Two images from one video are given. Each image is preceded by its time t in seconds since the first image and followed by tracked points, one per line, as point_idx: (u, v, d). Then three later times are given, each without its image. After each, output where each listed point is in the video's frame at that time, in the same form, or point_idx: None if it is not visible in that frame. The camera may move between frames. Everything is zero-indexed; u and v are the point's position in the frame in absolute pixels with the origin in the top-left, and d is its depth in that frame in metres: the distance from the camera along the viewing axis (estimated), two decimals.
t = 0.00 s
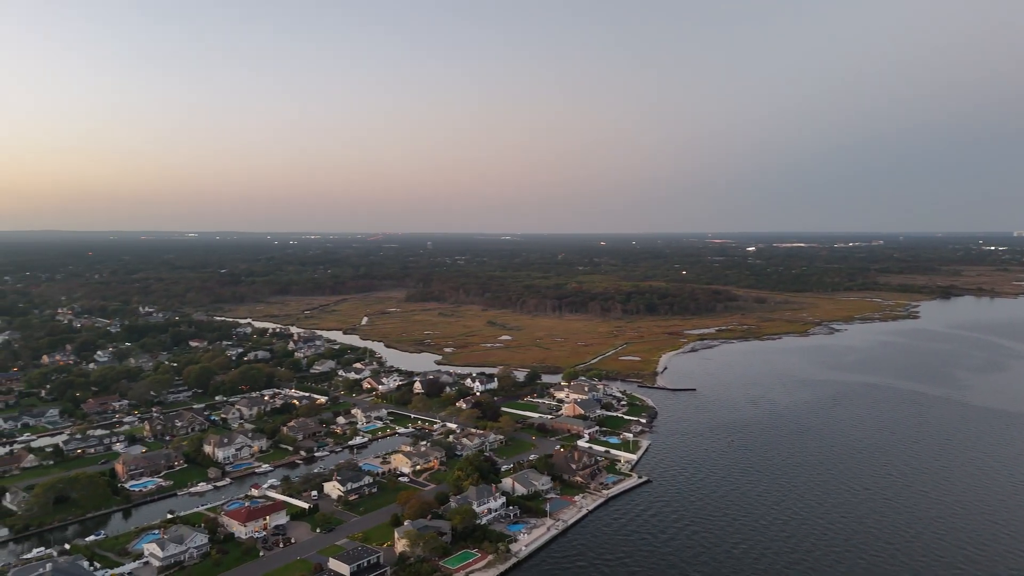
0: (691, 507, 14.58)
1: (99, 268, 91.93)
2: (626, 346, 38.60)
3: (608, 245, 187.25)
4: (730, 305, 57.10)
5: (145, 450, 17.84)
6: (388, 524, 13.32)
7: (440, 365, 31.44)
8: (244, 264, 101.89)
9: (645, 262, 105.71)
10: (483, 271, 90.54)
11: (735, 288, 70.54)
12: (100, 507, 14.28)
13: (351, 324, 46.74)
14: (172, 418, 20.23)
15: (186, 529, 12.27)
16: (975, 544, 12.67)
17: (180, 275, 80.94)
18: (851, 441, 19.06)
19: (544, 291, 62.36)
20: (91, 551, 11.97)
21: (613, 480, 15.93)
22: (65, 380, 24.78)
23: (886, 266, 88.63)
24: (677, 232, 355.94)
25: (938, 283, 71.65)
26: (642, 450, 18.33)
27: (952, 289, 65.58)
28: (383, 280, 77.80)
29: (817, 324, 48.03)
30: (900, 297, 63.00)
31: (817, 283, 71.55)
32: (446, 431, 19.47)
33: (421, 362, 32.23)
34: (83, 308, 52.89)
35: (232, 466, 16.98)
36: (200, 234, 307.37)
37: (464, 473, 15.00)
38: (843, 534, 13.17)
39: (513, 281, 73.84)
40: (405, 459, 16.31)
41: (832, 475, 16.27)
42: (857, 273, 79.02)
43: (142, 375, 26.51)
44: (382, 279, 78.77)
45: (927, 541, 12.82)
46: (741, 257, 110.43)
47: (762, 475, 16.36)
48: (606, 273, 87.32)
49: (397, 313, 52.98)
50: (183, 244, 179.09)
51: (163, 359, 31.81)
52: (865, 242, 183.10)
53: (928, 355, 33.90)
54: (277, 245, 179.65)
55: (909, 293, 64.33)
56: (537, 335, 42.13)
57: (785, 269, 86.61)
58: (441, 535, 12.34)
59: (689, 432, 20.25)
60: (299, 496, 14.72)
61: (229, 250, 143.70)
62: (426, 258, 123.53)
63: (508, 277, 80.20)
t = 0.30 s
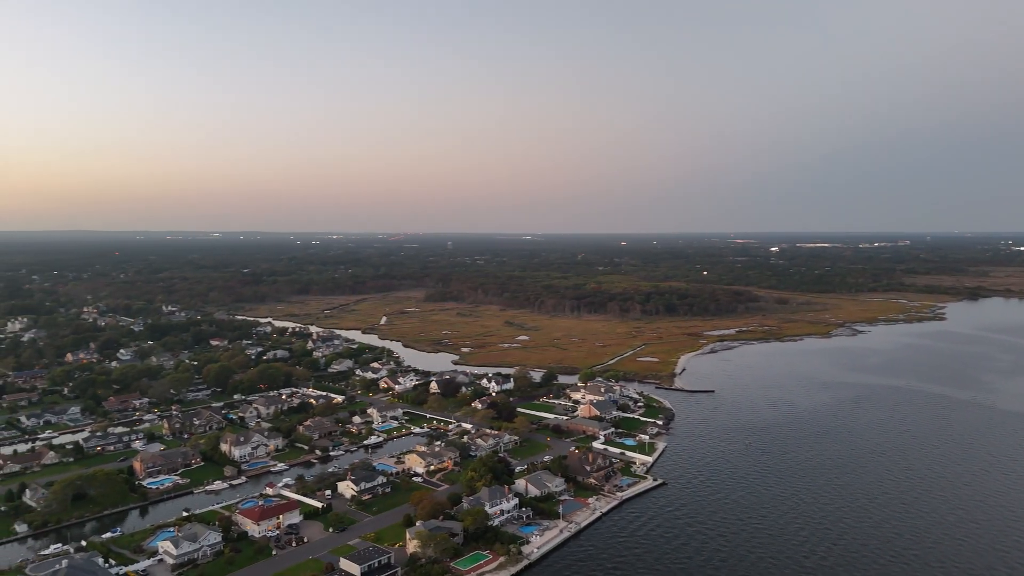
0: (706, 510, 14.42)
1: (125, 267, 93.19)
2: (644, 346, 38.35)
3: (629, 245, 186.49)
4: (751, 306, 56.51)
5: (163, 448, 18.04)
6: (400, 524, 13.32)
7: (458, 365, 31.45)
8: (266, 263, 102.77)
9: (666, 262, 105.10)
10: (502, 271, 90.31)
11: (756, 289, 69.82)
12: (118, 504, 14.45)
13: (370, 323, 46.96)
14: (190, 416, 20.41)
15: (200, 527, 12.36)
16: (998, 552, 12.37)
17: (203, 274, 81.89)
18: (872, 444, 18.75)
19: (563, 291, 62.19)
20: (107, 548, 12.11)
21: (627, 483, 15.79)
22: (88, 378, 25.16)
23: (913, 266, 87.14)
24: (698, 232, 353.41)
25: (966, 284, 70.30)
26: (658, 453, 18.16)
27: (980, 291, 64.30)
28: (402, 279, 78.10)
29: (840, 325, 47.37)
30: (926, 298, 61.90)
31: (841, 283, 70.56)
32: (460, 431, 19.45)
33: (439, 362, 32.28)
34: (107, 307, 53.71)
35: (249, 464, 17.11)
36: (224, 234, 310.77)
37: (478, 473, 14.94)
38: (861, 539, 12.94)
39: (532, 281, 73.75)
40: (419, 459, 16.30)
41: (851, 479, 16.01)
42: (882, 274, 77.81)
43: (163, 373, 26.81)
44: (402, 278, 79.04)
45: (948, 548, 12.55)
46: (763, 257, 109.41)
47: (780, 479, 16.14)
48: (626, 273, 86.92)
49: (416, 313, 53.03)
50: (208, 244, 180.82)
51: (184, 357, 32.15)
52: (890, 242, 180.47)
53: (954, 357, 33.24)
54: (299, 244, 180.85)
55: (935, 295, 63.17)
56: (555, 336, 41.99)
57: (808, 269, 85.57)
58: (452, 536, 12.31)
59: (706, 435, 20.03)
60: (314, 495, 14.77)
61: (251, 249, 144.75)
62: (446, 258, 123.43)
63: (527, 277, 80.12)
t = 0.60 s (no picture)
0: (721, 513, 14.23)
1: (150, 267, 94.36)
2: (663, 347, 38.09)
3: (649, 245, 185.64)
4: (772, 307, 55.91)
5: (181, 446, 18.20)
6: (413, 524, 13.30)
7: (474, 365, 31.45)
8: (288, 263, 103.59)
9: (687, 262, 104.49)
10: (521, 271, 89.87)
11: (778, 289, 69.09)
12: (134, 501, 14.61)
13: (389, 323, 47.16)
14: (208, 414, 20.59)
15: (214, 525, 12.43)
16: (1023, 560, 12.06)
17: (226, 274, 82.82)
18: (894, 448, 18.38)
19: (582, 291, 62.00)
20: (122, 545, 12.22)
21: (642, 485, 15.64)
22: (109, 376, 25.52)
23: (939, 267, 85.68)
24: (720, 233, 350.52)
25: (994, 284, 69.01)
26: (674, 455, 17.98)
27: (1008, 292, 63.03)
28: (421, 279, 78.33)
29: (863, 327, 46.66)
30: (952, 299, 60.83)
31: (865, 284, 69.58)
32: (475, 432, 19.40)
33: (456, 362, 32.31)
34: (131, 306, 54.48)
35: (264, 463, 17.20)
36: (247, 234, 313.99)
37: (490, 474, 14.88)
38: (880, 545, 12.68)
39: (551, 281, 73.64)
40: (433, 459, 16.29)
41: (871, 483, 15.72)
42: (907, 275, 76.62)
43: (183, 372, 27.10)
44: (421, 278, 79.26)
45: (969, 555, 12.26)
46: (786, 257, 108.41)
47: (798, 482, 15.88)
48: (646, 273, 86.51)
49: (435, 313, 53.00)
50: (233, 245, 182.21)
51: (205, 356, 32.49)
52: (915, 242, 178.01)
53: (980, 360, 32.59)
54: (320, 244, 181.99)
55: (962, 296, 62.05)
56: (573, 336, 41.83)
57: (831, 270, 84.44)
58: (463, 537, 12.26)
59: (723, 437, 19.80)
60: (327, 494, 14.82)
61: (273, 250, 145.66)
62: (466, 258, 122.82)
63: (547, 277, 80.02)
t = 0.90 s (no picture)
0: (736, 517, 14.03)
1: (173, 266, 95.40)
2: (681, 348, 37.80)
3: (671, 246, 184.26)
4: (794, 308, 55.26)
5: (197, 444, 18.35)
6: (424, 524, 13.27)
7: (491, 365, 31.44)
8: (309, 262, 104.31)
9: (708, 262, 103.82)
10: (540, 271, 89.40)
11: (800, 290, 68.29)
12: (151, 499, 14.76)
13: (408, 323, 47.32)
14: (225, 413, 20.74)
15: (227, 524, 12.49)
16: None
17: (248, 273, 83.65)
18: (915, 453, 18.02)
19: (601, 291, 61.76)
20: (137, 543, 12.33)
21: (657, 488, 15.48)
22: (131, 374, 25.83)
23: (967, 267, 84.13)
24: (742, 233, 347.50)
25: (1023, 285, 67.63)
26: (691, 458, 17.78)
27: None
28: (441, 279, 78.50)
29: (886, 328, 45.91)
30: (979, 300, 59.68)
31: (889, 284, 68.52)
32: (490, 432, 19.34)
33: (473, 361, 32.32)
34: (155, 305, 55.21)
35: (279, 462, 17.29)
36: (270, 234, 316.87)
37: (503, 475, 14.80)
38: (900, 552, 12.40)
39: (570, 281, 73.45)
40: (447, 459, 16.27)
41: (892, 488, 15.40)
42: (934, 275, 75.37)
43: (203, 370, 27.36)
44: (440, 278, 79.42)
45: (993, 563, 11.95)
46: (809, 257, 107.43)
47: (816, 486, 15.62)
48: (666, 274, 86.02)
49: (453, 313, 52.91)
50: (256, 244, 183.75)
51: (224, 355, 32.79)
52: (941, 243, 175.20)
53: (1007, 363, 31.91)
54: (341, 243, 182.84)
55: (990, 297, 60.88)
56: (591, 337, 41.64)
57: (855, 271, 83.32)
58: (475, 539, 12.21)
59: (740, 440, 19.55)
60: (340, 494, 14.84)
61: (295, 249, 146.54)
62: (486, 258, 121.98)
63: (566, 277, 79.88)
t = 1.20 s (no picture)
0: (752, 522, 13.83)
1: (196, 266, 96.46)
2: (700, 349, 37.47)
3: (693, 246, 182.89)
4: (816, 309, 54.54)
5: (214, 443, 18.50)
6: (436, 525, 13.23)
7: (508, 365, 31.39)
8: (330, 262, 104.95)
9: (729, 262, 103.01)
10: (559, 271, 89.43)
11: (823, 291, 67.40)
12: (167, 497, 14.89)
13: (426, 322, 47.40)
14: (242, 411, 20.89)
15: (240, 522, 12.55)
16: None
17: (270, 273, 84.40)
18: (938, 457, 17.65)
19: (620, 292, 61.41)
20: (152, 540, 12.44)
21: (671, 491, 15.31)
22: (151, 372, 26.14)
23: (996, 268, 82.49)
24: (764, 233, 344.24)
25: None
26: (707, 460, 17.57)
27: None
28: (460, 279, 78.58)
29: (910, 330, 45.15)
30: (1008, 301, 58.46)
31: (915, 285, 67.36)
32: (504, 433, 19.27)
33: (490, 362, 32.30)
34: (177, 303, 55.92)
35: (294, 461, 17.36)
36: (292, 234, 319.47)
37: (516, 476, 14.71)
38: (919, 559, 12.14)
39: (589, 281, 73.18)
40: (460, 460, 16.23)
41: (912, 493, 15.09)
42: (961, 276, 74.00)
43: (222, 369, 27.60)
44: (459, 278, 79.51)
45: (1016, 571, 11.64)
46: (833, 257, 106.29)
47: (835, 491, 15.35)
48: (686, 274, 85.38)
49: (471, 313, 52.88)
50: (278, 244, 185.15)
51: (243, 354, 33.06)
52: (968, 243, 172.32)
53: None
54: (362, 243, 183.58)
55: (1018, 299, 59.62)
56: (610, 337, 41.42)
57: (880, 271, 82.03)
58: (486, 540, 12.15)
59: (758, 442, 19.30)
60: (353, 494, 14.86)
61: (317, 249, 147.26)
62: (505, 258, 122.10)
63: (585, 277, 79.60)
